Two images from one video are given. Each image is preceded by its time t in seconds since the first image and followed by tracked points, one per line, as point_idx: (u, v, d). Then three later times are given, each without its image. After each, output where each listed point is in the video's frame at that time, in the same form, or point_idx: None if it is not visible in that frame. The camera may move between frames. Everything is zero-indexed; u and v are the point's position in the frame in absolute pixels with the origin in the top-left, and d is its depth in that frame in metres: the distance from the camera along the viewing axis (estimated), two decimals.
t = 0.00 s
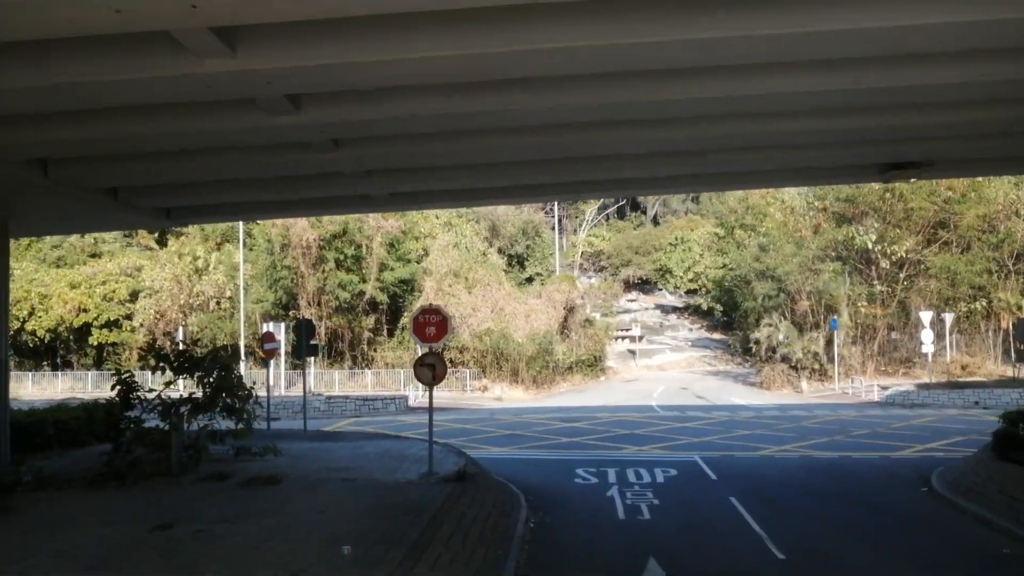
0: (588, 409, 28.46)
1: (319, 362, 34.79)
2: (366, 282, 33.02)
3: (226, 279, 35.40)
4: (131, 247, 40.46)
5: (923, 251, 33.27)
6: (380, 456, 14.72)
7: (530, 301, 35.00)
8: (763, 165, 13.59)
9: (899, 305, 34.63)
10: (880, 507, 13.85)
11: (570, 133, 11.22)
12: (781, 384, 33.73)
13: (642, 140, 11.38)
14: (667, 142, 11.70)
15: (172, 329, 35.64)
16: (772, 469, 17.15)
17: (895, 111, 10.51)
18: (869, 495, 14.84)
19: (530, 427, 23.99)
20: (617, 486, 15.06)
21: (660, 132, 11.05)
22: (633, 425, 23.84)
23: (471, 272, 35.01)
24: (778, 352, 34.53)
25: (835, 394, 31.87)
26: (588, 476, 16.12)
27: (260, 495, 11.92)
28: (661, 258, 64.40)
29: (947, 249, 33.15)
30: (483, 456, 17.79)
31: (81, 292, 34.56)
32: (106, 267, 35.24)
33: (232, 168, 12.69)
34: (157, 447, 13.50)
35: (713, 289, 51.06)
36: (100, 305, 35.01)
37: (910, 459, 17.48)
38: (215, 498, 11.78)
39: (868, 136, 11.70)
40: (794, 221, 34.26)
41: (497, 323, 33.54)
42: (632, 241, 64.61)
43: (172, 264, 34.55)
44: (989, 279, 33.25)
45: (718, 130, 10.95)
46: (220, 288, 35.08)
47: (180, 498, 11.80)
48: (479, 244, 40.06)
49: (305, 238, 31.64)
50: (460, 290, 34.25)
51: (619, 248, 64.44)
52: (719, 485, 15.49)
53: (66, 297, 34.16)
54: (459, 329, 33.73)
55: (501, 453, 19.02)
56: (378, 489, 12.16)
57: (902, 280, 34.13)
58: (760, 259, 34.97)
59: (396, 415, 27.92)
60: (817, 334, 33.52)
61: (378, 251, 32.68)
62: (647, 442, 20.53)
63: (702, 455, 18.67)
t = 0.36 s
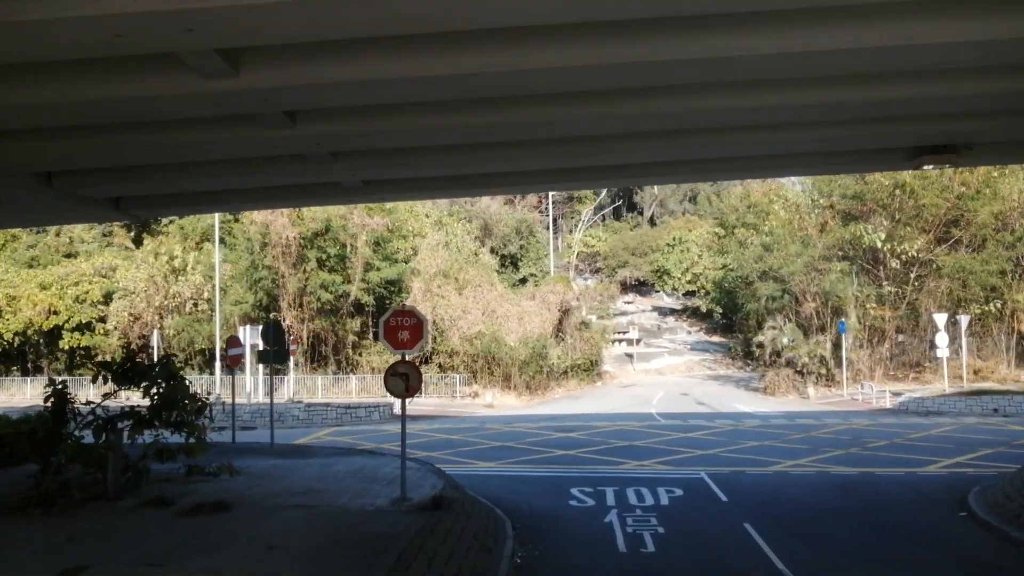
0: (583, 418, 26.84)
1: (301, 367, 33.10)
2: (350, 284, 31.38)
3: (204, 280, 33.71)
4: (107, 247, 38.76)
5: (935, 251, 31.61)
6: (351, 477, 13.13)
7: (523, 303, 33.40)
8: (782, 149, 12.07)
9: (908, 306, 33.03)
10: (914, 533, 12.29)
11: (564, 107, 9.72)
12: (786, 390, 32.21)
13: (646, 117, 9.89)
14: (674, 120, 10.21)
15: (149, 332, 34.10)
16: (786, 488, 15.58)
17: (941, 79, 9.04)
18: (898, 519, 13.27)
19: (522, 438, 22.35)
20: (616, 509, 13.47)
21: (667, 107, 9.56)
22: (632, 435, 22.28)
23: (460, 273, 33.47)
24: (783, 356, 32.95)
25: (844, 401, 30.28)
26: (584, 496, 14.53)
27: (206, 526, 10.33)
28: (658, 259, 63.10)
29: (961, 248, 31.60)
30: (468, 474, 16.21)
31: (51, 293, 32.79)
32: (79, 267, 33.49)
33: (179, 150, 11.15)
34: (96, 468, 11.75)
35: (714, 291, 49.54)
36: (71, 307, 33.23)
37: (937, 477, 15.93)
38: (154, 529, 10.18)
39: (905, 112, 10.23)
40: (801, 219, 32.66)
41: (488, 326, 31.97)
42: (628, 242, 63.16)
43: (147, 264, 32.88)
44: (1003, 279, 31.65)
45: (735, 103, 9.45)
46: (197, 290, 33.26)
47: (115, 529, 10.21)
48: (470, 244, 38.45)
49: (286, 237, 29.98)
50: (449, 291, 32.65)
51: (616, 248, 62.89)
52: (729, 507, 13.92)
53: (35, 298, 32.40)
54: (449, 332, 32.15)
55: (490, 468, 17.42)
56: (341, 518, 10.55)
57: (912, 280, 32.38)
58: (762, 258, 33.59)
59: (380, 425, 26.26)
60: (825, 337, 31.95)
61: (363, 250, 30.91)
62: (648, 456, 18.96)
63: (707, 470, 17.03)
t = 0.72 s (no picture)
0: (578, 421, 25.26)
1: (282, 368, 31.39)
2: (333, 279, 29.76)
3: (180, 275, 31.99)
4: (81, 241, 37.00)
5: (948, 244, 30.06)
6: (312, 495, 11.51)
7: (516, 299, 31.84)
8: (805, 119, 10.53)
9: (918, 303, 31.52)
10: (957, 556, 10.74)
11: (553, 61, 8.20)
12: (792, 390, 30.65)
13: (651, 72, 8.34)
14: (680, 80, 8.71)
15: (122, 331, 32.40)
16: (803, 501, 14.01)
17: (1009, 24, 7.52)
18: (933, 538, 11.72)
19: (511, 444, 20.74)
20: (614, 529, 11.89)
21: (677, 62, 8.08)
22: (631, 441, 20.72)
23: (450, 267, 31.87)
24: (788, 355, 31.36)
25: (854, 402, 28.67)
26: (578, 513, 12.93)
27: (132, 557, 8.72)
28: (656, 255, 61.70)
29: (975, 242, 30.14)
30: (450, 488, 14.61)
31: (18, 289, 30.99)
32: (49, 262, 31.73)
33: (109, 119, 9.61)
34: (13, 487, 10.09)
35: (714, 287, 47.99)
36: (40, 304, 31.47)
37: (968, 489, 14.39)
38: (70, 561, 8.59)
39: (951, 70, 8.74)
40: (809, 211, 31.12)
41: (479, 324, 30.35)
42: (625, 238, 61.67)
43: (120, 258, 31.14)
44: (1019, 274, 30.18)
45: (756, 56, 7.97)
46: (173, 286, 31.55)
47: (24, 560, 8.61)
48: (462, 238, 36.83)
49: (262, 229, 28.07)
50: (438, 287, 30.99)
51: (613, 244, 61.31)
52: (741, 525, 12.35)
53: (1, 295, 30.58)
54: (437, 330, 30.45)
55: (475, 479, 15.83)
56: (290, 548, 8.92)
57: (924, 275, 31.00)
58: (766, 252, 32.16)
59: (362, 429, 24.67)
60: (832, 335, 30.34)
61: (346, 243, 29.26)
62: (648, 464, 17.38)
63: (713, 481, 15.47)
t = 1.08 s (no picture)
0: (573, 431, 23.73)
1: (262, 373, 30.04)
2: (315, 279, 28.19)
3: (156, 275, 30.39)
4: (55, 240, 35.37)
5: (962, 244, 28.70)
6: (267, 527, 9.96)
7: (509, 301, 30.33)
8: (840, 88, 9.05)
9: (929, 306, 30.10)
10: None
11: (547, 5, 6.74)
12: (798, 397, 29.14)
13: (666, 21, 6.88)
14: (699, 33, 7.24)
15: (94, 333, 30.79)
16: (826, 526, 12.49)
17: None
18: (982, 571, 10.20)
19: (501, 456, 19.18)
20: (614, 562, 10.36)
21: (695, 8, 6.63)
22: (631, 453, 19.20)
23: (439, 267, 30.31)
24: (794, 360, 29.83)
25: (864, 409, 27.15)
26: (573, 541, 11.41)
27: None
28: (654, 256, 60.30)
29: (992, 241, 28.73)
30: (431, 513, 13.06)
31: None
32: (17, 261, 30.13)
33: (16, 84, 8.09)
34: None
35: (715, 289, 46.55)
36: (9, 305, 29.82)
37: (1009, 512, 12.90)
38: None
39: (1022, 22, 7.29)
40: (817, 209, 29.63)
41: (470, 326, 28.78)
42: (623, 239, 60.31)
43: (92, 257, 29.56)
44: None
45: None
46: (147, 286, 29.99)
47: None
48: (453, 238, 35.29)
49: (239, 226, 26.47)
50: (427, 288, 29.38)
51: (610, 245, 59.95)
52: (760, 556, 10.83)
53: None
54: (424, 333, 28.79)
55: (459, 500, 14.27)
56: None
57: (936, 277, 29.60)
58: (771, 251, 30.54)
59: (343, 439, 23.12)
60: (839, 339, 28.80)
61: (329, 241, 27.76)
62: (650, 481, 15.84)
63: (722, 501, 13.98)
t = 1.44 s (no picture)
0: (568, 440, 22.23)
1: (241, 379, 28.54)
2: (296, 278, 26.60)
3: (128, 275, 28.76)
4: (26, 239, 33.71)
5: (979, 240, 27.20)
6: (205, 566, 8.40)
7: (501, 302, 28.79)
8: (886, 37, 7.56)
9: (944, 306, 28.52)
10: None
11: None
12: (806, 403, 27.63)
13: None
14: None
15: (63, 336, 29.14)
16: (856, 554, 10.93)
17: None
18: None
19: (489, 470, 17.68)
20: None
21: None
22: (630, 466, 17.66)
23: (427, 266, 28.71)
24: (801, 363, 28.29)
25: (877, 414, 25.61)
26: None
27: None
28: (652, 256, 58.82)
29: (1010, 237, 27.21)
30: (406, 542, 11.45)
31: None
32: None
33: None
34: None
35: (716, 290, 45.01)
36: None
37: None
38: None
39: None
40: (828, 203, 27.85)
41: (460, 328, 27.15)
42: (620, 239, 58.89)
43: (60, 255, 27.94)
44: None
45: None
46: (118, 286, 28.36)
47: None
48: (442, 236, 33.76)
49: (212, 222, 24.76)
50: (414, 288, 27.74)
51: (606, 245, 58.51)
52: None
53: None
54: (411, 336, 27.11)
55: (439, 525, 12.67)
56: None
57: (951, 275, 28.09)
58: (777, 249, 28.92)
59: (320, 451, 21.45)
60: (849, 340, 27.26)
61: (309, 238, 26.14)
62: (653, 500, 14.27)
63: (734, 524, 12.42)
